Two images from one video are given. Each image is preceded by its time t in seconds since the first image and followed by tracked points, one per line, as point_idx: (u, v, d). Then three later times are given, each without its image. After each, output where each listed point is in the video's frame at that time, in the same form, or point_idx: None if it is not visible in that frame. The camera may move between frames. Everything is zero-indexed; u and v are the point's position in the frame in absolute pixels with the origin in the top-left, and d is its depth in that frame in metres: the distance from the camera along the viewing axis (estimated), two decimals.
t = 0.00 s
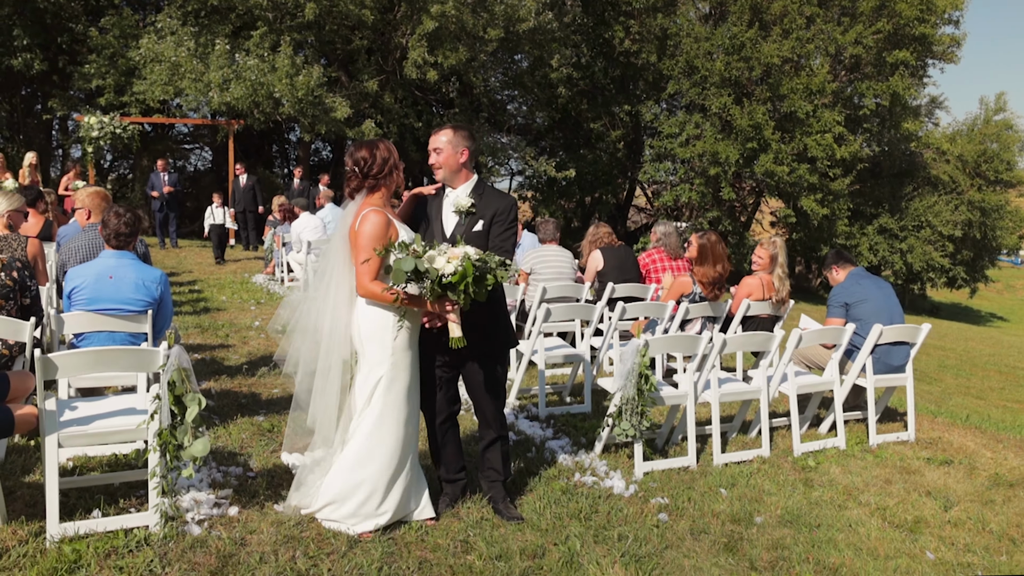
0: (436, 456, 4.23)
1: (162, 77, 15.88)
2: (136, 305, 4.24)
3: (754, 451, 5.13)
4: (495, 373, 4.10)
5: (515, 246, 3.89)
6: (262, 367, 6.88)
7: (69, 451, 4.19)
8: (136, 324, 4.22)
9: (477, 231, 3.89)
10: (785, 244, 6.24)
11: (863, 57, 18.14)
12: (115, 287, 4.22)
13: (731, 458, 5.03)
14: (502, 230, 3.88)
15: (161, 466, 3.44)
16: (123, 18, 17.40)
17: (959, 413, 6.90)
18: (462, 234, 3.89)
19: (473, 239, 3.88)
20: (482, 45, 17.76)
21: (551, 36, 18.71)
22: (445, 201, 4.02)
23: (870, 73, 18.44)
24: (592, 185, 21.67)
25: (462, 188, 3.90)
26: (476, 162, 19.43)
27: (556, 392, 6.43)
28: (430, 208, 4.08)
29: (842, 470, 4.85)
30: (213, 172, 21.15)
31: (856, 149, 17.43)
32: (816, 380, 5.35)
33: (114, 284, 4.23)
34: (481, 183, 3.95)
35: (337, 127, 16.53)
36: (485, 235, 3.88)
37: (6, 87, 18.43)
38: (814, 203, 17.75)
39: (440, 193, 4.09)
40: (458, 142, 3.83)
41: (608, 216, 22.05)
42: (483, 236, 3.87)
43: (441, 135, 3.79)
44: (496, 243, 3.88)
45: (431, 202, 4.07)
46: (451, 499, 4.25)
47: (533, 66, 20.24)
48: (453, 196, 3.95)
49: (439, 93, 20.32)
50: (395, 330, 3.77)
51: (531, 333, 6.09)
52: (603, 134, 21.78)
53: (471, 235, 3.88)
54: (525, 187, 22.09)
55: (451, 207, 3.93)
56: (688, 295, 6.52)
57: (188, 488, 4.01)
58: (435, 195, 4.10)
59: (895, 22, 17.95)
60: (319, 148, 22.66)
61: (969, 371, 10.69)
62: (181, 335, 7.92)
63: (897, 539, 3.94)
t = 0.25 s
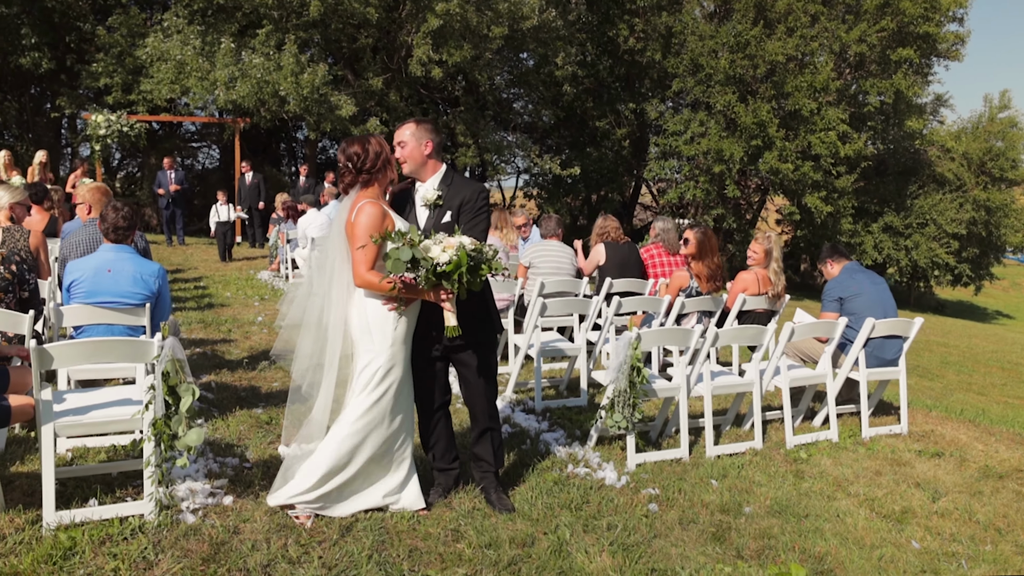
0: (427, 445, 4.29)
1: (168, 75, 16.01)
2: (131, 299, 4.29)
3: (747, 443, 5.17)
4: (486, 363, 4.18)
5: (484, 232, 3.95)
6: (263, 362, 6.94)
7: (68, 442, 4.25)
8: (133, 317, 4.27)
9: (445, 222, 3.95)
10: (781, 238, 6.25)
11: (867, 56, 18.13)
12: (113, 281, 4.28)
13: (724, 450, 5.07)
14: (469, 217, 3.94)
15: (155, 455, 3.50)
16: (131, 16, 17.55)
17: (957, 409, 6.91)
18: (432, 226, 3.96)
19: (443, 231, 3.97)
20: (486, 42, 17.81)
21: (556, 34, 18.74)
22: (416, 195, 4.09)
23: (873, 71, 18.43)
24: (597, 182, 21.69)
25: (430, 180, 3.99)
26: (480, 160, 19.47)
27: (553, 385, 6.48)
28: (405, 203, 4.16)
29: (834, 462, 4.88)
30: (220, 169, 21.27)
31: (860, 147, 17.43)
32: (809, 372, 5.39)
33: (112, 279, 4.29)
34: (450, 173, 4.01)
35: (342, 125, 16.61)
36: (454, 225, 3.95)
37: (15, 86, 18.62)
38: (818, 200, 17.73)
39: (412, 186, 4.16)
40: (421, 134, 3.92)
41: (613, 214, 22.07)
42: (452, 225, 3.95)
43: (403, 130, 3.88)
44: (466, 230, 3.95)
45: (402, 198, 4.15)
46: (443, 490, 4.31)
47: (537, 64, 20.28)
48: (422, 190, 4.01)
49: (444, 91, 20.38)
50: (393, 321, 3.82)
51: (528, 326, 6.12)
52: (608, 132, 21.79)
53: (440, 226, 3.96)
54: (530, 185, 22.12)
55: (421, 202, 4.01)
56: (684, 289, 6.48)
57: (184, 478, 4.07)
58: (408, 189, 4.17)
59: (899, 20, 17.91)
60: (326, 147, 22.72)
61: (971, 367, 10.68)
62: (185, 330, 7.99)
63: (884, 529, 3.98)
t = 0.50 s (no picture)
0: (419, 440, 4.32)
1: (177, 75, 16.17)
2: (128, 295, 4.36)
3: (741, 439, 5.18)
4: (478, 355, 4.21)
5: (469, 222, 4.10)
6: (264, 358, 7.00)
7: (67, 436, 4.34)
8: (130, 314, 4.33)
9: (427, 216, 4.08)
10: (777, 236, 6.26)
11: (875, 54, 18.05)
12: (110, 278, 4.35)
13: (717, 446, 5.08)
14: (453, 207, 4.08)
15: (148, 448, 3.56)
16: (141, 17, 17.74)
17: (958, 407, 6.87)
18: (417, 221, 4.07)
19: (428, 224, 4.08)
20: (492, 42, 17.85)
21: (563, 33, 18.76)
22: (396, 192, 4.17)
23: (881, 70, 18.34)
24: (605, 181, 21.67)
25: (410, 176, 4.08)
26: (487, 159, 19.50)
27: (551, 382, 6.51)
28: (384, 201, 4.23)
29: (827, 458, 4.89)
30: (230, 169, 21.42)
31: (867, 146, 17.34)
32: (804, 369, 5.39)
33: (109, 276, 4.35)
34: (427, 167, 4.12)
35: (349, 124, 16.69)
36: (439, 216, 4.07)
37: (28, 87, 18.87)
38: (825, 199, 17.64)
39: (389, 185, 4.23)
40: (394, 133, 4.03)
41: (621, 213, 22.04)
42: (437, 218, 4.08)
43: (380, 130, 3.98)
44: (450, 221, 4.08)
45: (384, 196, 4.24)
46: (435, 484, 4.34)
47: (544, 63, 20.31)
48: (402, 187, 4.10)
49: (452, 91, 20.45)
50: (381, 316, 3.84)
51: (525, 324, 6.15)
52: (617, 131, 21.77)
53: (423, 220, 4.07)
54: (539, 184, 22.14)
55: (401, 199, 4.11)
56: (682, 286, 6.42)
57: (178, 472, 4.12)
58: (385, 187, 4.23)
59: (907, 19, 17.79)
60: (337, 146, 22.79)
61: (978, 367, 10.59)
62: (189, 327, 8.08)
63: (873, 524, 3.99)
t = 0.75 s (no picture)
0: (411, 437, 4.36)
1: (187, 76, 16.32)
2: (124, 291, 4.41)
3: (736, 436, 5.18)
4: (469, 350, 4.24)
5: (455, 216, 4.17)
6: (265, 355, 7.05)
7: (64, 431, 4.38)
8: (127, 310, 4.39)
9: (414, 212, 4.15)
10: (774, 234, 6.24)
11: (885, 53, 17.96)
12: (107, 275, 4.40)
13: (711, 443, 5.08)
14: (439, 202, 4.15)
15: (139, 443, 3.56)
16: (152, 19, 17.93)
17: (960, 406, 6.82)
18: (404, 217, 4.15)
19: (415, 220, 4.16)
20: (500, 42, 17.89)
21: (571, 33, 18.77)
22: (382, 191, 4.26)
23: (891, 69, 18.24)
24: (615, 181, 21.63)
25: (394, 175, 4.18)
26: (496, 159, 19.51)
27: (548, 380, 6.53)
28: (372, 201, 4.32)
29: (820, 456, 4.87)
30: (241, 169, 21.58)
31: (877, 145, 17.25)
32: (799, 367, 5.38)
33: (105, 273, 4.40)
34: (411, 164, 4.21)
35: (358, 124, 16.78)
36: (425, 212, 4.15)
37: (42, 88, 19.11)
38: (834, 199, 17.57)
39: (376, 186, 4.33)
40: (377, 132, 4.15)
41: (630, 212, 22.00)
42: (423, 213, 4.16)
43: (363, 131, 4.10)
44: (436, 217, 4.15)
45: (371, 194, 4.35)
46: (426, 480, 4.37)
47: (553, 63, 20.33)
48: (388, 186, 4.19)
49: (461, 91, 20.50)
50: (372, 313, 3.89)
51: (522, 321, 6.17)
52: (626, 131, 21.73)
53: (409, 216, 4.15)
54: (548, 183, 22.15)
55: (387, 196, 4.20)
56: (679, 284, 6.42)
57: (172, 467, 4.15)
58: (373, 187, 4.33)
59: (917, 18, 17.76)
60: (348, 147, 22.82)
61: (986, 366, 10.51)
62: (194, 325, 8.15)
63: (861, 521, 3.98)
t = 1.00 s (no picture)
0: (405, 436, 4.39)
1: (199, 76, 16.48)
2: (122, 291, 4.47)
3: (732, 436, 5.17)
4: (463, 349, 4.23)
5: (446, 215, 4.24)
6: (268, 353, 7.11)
7: (63, 429, 4.42)
8: (125, 309, 4.45)
9: (405, 211, 4.22)
10: (775, 233, 6.21)
11: (898, 52, 17.84)
12: (104, 275, 4.46)
13: (707, 443, 5.07)
14: (430, 201, 4.22)
15: (132, 440, 3.59)
16: (166, 19, 18.12)
17: (965, 406, 6.75)
18: (395, 216, 4.21)
19: (406, 219, 4.22)
20: (510, 41, 17.90)
21: (582, 32, 18.76)
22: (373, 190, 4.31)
23: (904, 67, 18.10)
24: (626, 180, 21.58)
25: (385, 174, 4.24)
26: (507, 159, 19.52)
27: (548, 378, 6.54)
28: (363, 199, 4.37)
29: (816, 455, 4.85)
30: (254, 168, 21.73)
31: (889, 144, 17.12)
32: (797, 367, 5.36)
33: (102, 272, 4.46)
34: (402, 163, 4.27)
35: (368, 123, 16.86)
36: (416, 211, 4.22)
37: (58, 88, 19.36)
38: (845, 198, 17.46)
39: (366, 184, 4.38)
40: (368, 132, 4.20)
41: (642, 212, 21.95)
42: (415, 213, 4.22)
43: (354, 130, 4.15)
44: (427, 216, 4.22)
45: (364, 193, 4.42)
46: (419, 478, 4.39)
47: (564, 62, 20.33)
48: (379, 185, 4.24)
49: (472, 91, 20.54)
50: (367, 312, 3.93)
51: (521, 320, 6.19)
52: (638, 130, 21.67)
53: (401, 216, 4.22)
54: (559, 183, 22.14)
55: (378, 196, 4.26)
56: (680, 284, 6.40)
57: (166, 464, 4.20)
58: (364, 185, 4.38)
59: (929, 17, 17.71)
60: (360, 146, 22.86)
61: (997, 366, 10.39)
62: (200, 323, 8.23)
63: (852, 521, 3.96)
